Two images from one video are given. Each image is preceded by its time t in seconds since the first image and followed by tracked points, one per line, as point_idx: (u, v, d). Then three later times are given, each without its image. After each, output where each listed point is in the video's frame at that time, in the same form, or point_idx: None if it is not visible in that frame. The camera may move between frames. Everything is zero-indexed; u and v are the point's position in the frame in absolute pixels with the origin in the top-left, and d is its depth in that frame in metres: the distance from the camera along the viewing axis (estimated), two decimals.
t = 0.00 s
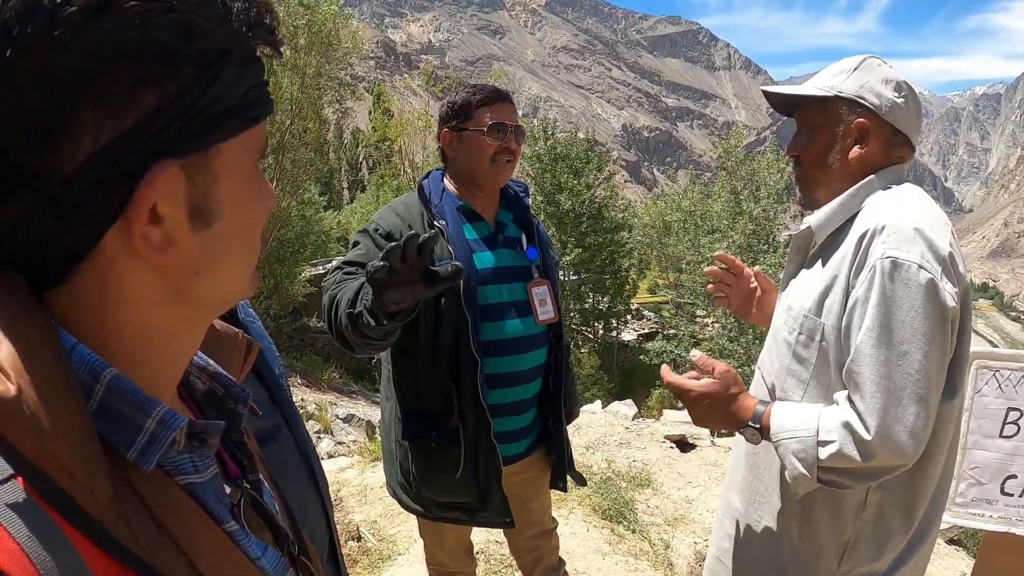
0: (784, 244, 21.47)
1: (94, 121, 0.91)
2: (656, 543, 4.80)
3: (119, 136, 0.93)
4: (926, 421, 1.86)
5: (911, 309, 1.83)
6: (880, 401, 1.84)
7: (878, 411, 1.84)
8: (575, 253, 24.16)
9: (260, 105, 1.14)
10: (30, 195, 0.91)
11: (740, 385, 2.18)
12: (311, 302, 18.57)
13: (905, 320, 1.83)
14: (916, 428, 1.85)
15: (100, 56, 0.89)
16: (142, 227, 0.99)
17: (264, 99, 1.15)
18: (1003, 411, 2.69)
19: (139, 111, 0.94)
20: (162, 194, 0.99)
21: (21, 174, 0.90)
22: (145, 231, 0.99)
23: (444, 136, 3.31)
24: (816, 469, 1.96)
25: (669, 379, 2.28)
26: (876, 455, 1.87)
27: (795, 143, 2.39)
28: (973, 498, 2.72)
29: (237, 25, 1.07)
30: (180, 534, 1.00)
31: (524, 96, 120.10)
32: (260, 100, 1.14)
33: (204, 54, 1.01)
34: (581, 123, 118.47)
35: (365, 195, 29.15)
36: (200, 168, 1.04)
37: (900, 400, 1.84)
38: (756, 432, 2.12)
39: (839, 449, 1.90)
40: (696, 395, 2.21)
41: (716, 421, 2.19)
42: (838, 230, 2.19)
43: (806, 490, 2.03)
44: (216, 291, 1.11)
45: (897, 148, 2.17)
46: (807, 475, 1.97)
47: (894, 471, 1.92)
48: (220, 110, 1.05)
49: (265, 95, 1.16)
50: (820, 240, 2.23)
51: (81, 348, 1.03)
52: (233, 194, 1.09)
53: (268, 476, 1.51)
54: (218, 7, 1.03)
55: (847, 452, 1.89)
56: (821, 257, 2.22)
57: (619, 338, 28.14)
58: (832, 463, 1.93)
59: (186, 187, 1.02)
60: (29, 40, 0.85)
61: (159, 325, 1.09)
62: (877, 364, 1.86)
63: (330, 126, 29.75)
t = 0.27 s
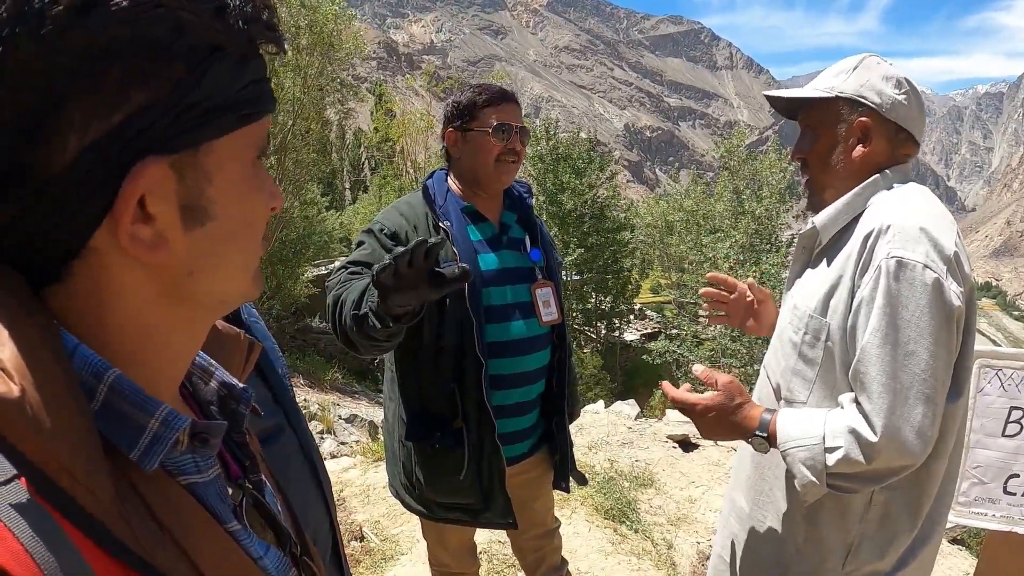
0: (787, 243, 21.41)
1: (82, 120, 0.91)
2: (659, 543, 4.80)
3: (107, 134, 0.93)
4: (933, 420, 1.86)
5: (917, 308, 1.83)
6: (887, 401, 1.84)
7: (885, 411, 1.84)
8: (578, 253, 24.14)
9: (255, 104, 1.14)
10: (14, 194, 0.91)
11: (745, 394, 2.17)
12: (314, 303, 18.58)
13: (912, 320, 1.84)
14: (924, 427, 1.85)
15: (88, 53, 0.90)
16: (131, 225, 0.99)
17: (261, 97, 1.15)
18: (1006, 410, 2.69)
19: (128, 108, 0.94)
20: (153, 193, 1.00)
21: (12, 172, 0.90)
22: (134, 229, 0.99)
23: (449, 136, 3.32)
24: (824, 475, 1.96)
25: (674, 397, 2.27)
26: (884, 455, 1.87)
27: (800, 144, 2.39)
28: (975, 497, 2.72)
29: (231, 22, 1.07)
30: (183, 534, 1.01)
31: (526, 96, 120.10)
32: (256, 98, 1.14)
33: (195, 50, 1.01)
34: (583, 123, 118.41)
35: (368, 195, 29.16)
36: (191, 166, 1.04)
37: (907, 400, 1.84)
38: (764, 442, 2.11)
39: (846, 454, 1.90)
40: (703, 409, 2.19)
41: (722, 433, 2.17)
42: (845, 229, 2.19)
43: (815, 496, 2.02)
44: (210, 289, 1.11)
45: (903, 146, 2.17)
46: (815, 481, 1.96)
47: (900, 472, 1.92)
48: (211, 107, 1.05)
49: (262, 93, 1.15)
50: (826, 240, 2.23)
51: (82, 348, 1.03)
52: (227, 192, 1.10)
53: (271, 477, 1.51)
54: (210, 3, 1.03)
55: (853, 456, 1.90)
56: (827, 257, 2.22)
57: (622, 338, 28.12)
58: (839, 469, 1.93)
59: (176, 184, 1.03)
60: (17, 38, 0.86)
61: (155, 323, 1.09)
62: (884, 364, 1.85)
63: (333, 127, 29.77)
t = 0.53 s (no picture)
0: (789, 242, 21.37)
1: (75, 119, 0.93)
2: (662, 543, 4.79)
3: (102, 132, 0.94)
4: (937, 420, 1.85)
5: (921, 308, 1.82)
6: (890, 401, 1.84)
7: (888, 411, 1.84)
8: (579, 253, 24.14)
9: (254, 103, 1.14)
10: (8, 192, 0.93)
11: (750, 393, 2.16)
12: (316, 304, 18.60)
13: (916, 319, 1.83)
14: (927, 427, 1.84)
15: (83, 49, 0.90)
16: (125, 225, 0.98)
17: (261, 95, 1.15)
18: (1009, 409, 2.68)
19: (123, 106, 0.95)
20: (149, 192, 1.00)
21: (8, 169, 0.92)
22: (128, 229, 0.98)
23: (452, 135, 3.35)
24: (828, 474, 1.95)
25: (679, 395, 2.26)
26: (887, 454, 1.86)
27: (805, 141, 2.38)
28: (978, 496, 2.71)
29: (229, 19, 1.07)
30: (183, 534, 1.01)
31: (528, 96, 120.11)
32: (254, 96, 1.14)
33: (191, 47, 1.01)
34: (584, 123, 118.36)
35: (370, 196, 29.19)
36: (186, 166, 1.04)
37: (911, 400, 1.84)
38: (768, 440, 2.10)
39: (849, 454, 1.90)
40: (706, 408, 2.18)
41: (727, 432, 2.16)
42: (849, 228, 2.19)
43: (819, 495, 2.01)
44: (210, 291, 1.10)
45: (910, 145, 2.16)
46: (819, 480, 1.96)
47: (905, 471, 1.91)
48: (206, 105, 1.05)
49: (260, 92, 1.15)
50: (831, 239, 2.22)
51: (81, 348, 1.03)
52: (225, 192, 1.09)
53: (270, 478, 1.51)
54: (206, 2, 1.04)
55: (857, 456, 1.89)
56: (832, 257, 2.21)
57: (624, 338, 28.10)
58: (843, 468, 1.92)
59: (171, 184, 1.03)
60: (14, 38, 0.88)
61: (153, 324, 1.08)
62: (887, 364, 1.84)
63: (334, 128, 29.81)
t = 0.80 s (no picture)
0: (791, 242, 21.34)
1: (77, 119, 0.93)
2: (664, 543, 4.79)
3: (103, 133, 0.94)
4: (941, 420, 1.85)
5: (926, 308, 1.82)
6: (894, 401, 1.83)
7: (892, 411, 1.83)
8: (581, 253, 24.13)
9: (257, 106, 1.14)
10: (11, 192, 0.94)
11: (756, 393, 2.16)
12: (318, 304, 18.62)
13: (921, 319, 1.83)
14: (932, 428, 1.84)
15: (88, 50, 0.91)
16: (124, 227, 0.98)
17: (264, 99, 1.15)
18: (1011, 409, 2.67)
19: (125, 108, 0.95)
20: (148, 195, 1.00)
21: (11, 169, 0.93)
22: (127, 231, 0.98)
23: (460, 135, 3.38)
24: (833, 475, 1.95)
25: (684, 397, 2.26)
26: (892, 455, 1.86)
27: (810, 141, 2.38)
28: (980, 497, 2.68)
29: (234, 24, 1.07)
30: (184, 536, 1.01)
31: (529, 97, 120.13)
32: (258, 100, 1.14)
33: (194, 49, 1.01)
34: (585, 123, 118.34)
35: (371, 196, 29.21)
36: (187, 168, 1.04)
37: (914, 400, 1.83)
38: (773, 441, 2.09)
39: (854, 455, 1.89)
40: (710, 409, 2.18)
41: (731, 432, 2.15)
42: (852, 229, 2.18)
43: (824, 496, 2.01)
44: (209, 293, 1.10)
45: (913, 147, 2.16)
46: (824, 481, 1.95)
47: (911, 472, 1.91)
48: (210, 108, 1.05)
49: (263, 96, 1.16)
50: (835, 240, 2.22)
51: (81, 351, 1.04)
52: (226, 195, 1.09)
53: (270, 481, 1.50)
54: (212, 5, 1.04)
55: (863, 457, 1.88)
56: (836, 258, 2.21)
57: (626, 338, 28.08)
58: (848, 469, 1.92)
59: (171, 186, 1.03)
60: (21, 39, 0.89)
61: (154, 326, 1.09)
62: (892, 365, 1.84)
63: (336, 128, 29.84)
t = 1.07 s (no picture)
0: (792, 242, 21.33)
1: (75, 118, 0.92)
2: (665, 543, 4.78)
3: (101, 134, 0.94)
4: (945, 416, 1.85)
5: (927, 303, 1.82)
6: (898, 397, 1.83)
7: (896, 407, 1.83)
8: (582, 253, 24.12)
9: (255, 107, 1.14)
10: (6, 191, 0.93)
11: (759, 390, 2.15)
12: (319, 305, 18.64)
13: (923, 314, 1.82)
14: (935, 424, 1.83)
15: (82, 51, 0.90)
16: (122, 229, 0.98)
17: (262, 100, 1.15)
18: (1013, 409, 2.66)
19: (122, 109, 0.95)
20: (146, 196, 0.99)
21: (8, 168, 0.92)
22: (125, 232, 0.98)
23: (457, 136, 3.32)
24: (836, 470, 1.93)
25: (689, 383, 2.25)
26: (896, 450, 1.85)
27: (810, 139, 2.37)
28: (983, 497, 2.67)
29: (232, 25, 1.07)
30: (182, 538, 1.00)
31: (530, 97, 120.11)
32: (257, 102, 1.14)
33: (192, 50, 1.01)
34: (586, 123, 118.32)
35: (372, 197, 29.20)
36: (185, 169, 1.04)
37: (918, 396, 1.83)
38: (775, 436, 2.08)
39: (858, 449, 1.87)
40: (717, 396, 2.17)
41: (730, 427, 2.16)
42: (850, 228, 2.17)
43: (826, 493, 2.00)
44: (207, 294, 1.10)
45: (914, 147, 2.16)
46: (827, 476, 1.94)
47: (916, 467, 1.90)
48: (209, 108, 1.05)
49: (263, 97, 1.15)
50: (834, 237, 2.22)
51: (80, 352, 1.04)
52: (224, 195, 1.09)
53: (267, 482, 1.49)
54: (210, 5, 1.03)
55: (866, 451, 1.87)
56: (835, 255, 2.20)
57: (627, 338, 28.07)
58: (851, 464, 1.90)
59: (169, 185, 1.02)
60: (20, 41, 0.88)
61: (153, 326, 1.08)
62: (895, 361, 1.84)
63: (337, 129, 29.85)
